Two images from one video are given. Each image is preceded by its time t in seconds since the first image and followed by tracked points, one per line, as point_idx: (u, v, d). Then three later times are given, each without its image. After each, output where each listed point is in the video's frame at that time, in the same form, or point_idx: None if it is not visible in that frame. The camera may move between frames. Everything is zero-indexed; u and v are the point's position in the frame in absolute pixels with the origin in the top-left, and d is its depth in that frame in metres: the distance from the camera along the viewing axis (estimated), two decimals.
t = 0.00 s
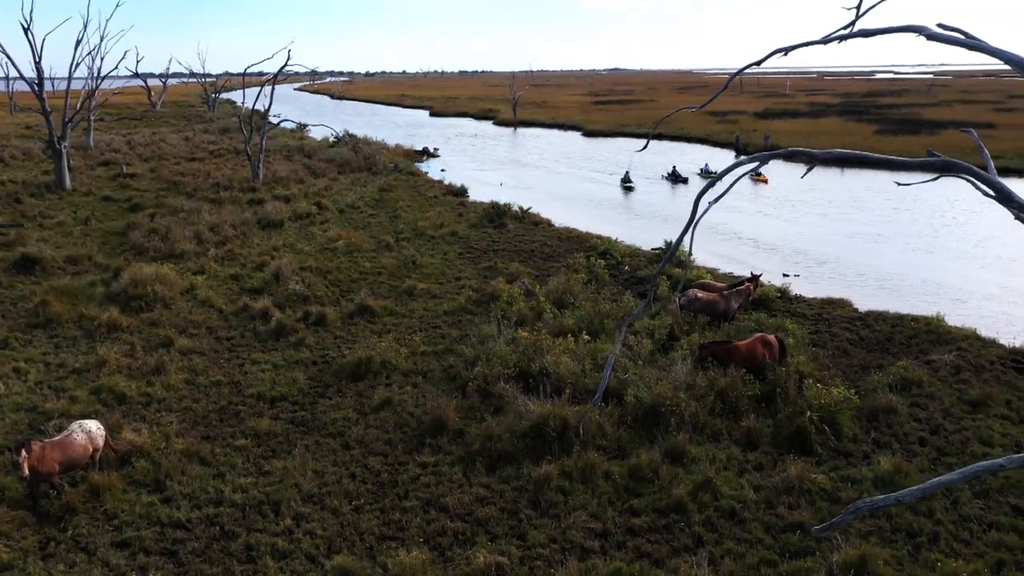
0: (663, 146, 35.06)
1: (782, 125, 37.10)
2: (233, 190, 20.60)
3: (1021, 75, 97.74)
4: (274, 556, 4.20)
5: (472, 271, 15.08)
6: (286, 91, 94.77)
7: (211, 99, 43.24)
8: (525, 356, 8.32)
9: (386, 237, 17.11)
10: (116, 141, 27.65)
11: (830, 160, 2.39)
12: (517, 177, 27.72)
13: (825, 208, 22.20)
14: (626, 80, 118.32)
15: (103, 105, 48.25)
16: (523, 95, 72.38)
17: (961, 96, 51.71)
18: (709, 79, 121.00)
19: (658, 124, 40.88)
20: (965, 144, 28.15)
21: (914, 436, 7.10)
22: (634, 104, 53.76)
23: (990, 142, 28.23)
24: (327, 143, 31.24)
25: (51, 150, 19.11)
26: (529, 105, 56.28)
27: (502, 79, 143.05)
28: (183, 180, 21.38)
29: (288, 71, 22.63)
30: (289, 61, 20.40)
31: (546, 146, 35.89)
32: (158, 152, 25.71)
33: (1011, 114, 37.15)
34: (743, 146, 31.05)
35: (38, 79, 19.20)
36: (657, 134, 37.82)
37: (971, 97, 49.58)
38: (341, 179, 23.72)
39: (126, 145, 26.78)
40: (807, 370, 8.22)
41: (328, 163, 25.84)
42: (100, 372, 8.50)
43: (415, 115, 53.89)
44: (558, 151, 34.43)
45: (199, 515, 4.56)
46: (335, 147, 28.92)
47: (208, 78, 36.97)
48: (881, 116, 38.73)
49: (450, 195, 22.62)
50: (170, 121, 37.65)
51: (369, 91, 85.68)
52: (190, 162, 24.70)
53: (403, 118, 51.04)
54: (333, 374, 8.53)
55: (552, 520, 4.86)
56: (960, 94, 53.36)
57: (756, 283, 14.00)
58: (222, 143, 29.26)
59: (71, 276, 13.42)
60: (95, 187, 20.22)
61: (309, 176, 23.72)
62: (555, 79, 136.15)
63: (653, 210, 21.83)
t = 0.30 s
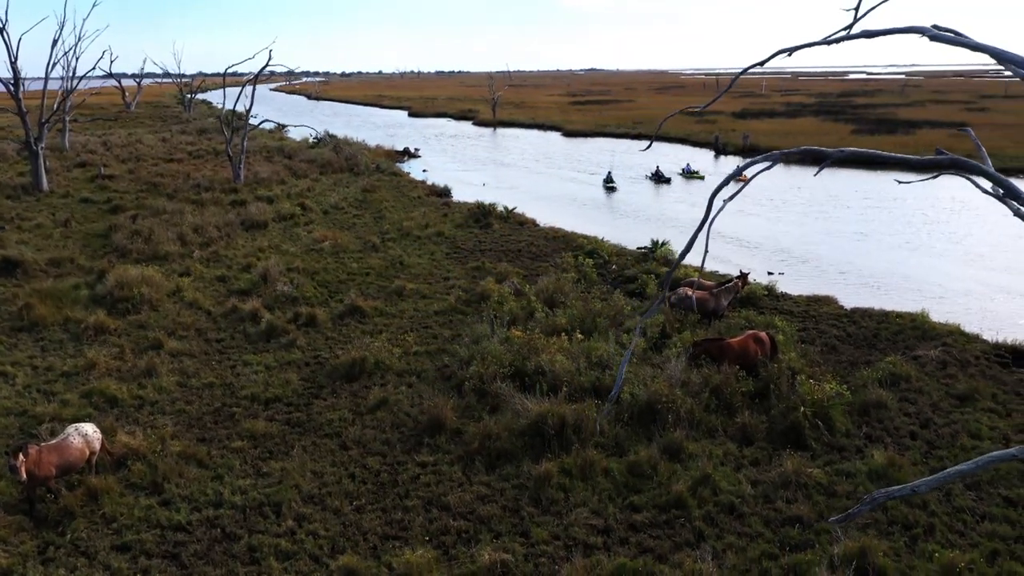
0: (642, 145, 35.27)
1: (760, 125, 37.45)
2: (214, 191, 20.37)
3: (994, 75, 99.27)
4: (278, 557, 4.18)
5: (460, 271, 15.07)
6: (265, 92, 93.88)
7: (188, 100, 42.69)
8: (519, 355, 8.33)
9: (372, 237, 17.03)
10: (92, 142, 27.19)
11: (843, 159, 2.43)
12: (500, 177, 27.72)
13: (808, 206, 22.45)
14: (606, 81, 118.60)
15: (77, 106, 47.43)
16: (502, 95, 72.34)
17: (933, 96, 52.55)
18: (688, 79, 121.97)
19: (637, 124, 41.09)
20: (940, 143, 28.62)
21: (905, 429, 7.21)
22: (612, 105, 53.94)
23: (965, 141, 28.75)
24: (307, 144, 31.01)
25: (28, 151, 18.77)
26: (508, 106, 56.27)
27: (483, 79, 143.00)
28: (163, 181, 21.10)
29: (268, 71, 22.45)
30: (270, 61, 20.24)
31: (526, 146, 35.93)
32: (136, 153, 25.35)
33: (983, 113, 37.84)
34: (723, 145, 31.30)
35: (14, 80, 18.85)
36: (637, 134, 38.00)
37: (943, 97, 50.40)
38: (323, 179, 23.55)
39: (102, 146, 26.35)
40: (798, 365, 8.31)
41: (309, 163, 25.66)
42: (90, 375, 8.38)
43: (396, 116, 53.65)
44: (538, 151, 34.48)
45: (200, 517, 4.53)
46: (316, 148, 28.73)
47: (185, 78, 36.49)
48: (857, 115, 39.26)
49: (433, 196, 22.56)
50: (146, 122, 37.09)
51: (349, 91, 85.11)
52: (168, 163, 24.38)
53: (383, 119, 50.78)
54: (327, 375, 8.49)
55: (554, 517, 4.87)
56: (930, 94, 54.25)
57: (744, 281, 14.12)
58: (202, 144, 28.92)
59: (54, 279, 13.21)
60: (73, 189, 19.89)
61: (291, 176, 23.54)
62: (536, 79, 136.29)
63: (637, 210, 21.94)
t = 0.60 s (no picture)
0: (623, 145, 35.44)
1: (738, 125, 37.81)
2: (195, 192, 20.13)
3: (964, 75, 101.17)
4: (282, 559, 4.17)
5: (448, 271, 15.05)
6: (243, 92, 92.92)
7: (164, 101, 42.08)
8: (514, 354, 8.35)
9: (358, 238, 16.95)
10: (66, 143, 26.72)
11: (852, 157, 2.45)
12: (482, 178, 27.70)
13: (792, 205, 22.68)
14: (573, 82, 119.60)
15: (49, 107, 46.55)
16: (482, 96, 72.20)
17: (906, 96, 53.42)
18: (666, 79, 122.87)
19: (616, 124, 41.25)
20: (916, 142, 29.09)
21: (897, 424, 7.31)
22: (590, 105, 54.12)
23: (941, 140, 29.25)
24: (288, 145, 30.77)
25: (4, 153, 18.43)
26: (487, 106, 56.22)
27: (462, 79, 143.23)
28: (142, 182, 20.81)
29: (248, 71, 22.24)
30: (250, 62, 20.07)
31: (506, 146, 35.96)
32: (113, 154, 24.97)
33: (955, 113, 38.54)
34: (703, 145, 31.57)
35: None
36: (616, 134, 38.14)
37: (914, 97, 51.25)
38: (305, 180, 23.37)
39: (77, 148, 25.90)
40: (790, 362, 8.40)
41: (290, 164, 25.46)
42: (80, 378, 8.27)
43: (373, 117, 53.43)
44: (518, 151, 34.52)
45: (200, 520, 4.50)
46: (296, 149, 28.51)
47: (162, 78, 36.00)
48: (833, 115, 39.79)
49: (417, 196, 22.49)
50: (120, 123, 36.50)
51: (328, 91, 84.50)
52: (146, 164, 24.04)
53: (362, 120, 50.49)
54: (320, 376, 8.44)
55: (556, 514, 4.89)
56: (900, 95, 55.17)
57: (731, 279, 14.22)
58: (180, 145, 28.56)
59: (36, 282, 13.01)
60: (49, 191, 19.55)
61: (272, 177, 23.33)
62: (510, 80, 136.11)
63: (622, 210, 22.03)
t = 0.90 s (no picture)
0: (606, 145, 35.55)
1: (717, 125, 38.15)
2: (176, 194, 19.87)
3: (937, 75, 102.84)
4: (286, 560, 4.16)
5: (436, 271, 15.03)
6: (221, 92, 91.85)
7: (139, 102, 41.47)
8: (509, 354, 8.36)
9: (344, 239, 16.85)
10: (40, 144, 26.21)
11: (862, 156, 2.49)
12: (465, 178, 27.66)
13: (776, 203, 22.91)
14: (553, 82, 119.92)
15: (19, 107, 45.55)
16: (462, 96, 72.04)
17: (879, 96, 54.26)
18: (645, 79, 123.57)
19: (596, 124, 41.37)
20: (892, 141, 29.56)
21: (887, 419, 7.43)
22: (569, 105, 54.25)
23: (917, 138, 29.74)
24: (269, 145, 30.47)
25: None
26: (465, 106, 56.13)
27: (443, 79, 142.94)
28: (121, 183, 20.49)
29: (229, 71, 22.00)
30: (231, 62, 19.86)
31: (486, 146, 35.96)
32: (89, 155, 24.53)
33: (928, 113, 39.20)
34: (682, 145, 31.79)
35: None
36: (596, 134, 38.23)
37: (887, 97, 52.02)
38: (287, 181, 23.16)
39: (51, 149, 25.41)
40: (781, 359, 8.49)
41: (271, 165, 25.22)
42: (69, 382, 8.15)
43: (350, 117, 53.12)
44: (498, 151, 34.57)
45: (201, 522, 4.47)
46: (276, 149, 28.26)
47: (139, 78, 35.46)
48: (809, 115, 40.28)
49: (400, 197, 22.40)
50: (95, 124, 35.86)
51: (308, 91, 83.85)
52: (124, 165, 23.65)
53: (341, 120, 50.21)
54: (314, 377, 8.39)
55: (557, 512, 4.91)
56: (875, 95, 55.91)
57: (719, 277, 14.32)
58: (158, 145, 28.15)
59: (18, 285, 12.78)
60: (26, 193, 19.18)
61: (254, 178, 23.09)
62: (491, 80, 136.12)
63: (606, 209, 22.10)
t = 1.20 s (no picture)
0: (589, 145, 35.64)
1: (695, 125, 38.46)
2: (156, 195, 19.61)
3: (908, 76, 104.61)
4: (290, 561, 4.15)
5: (424, 272, 15.00)
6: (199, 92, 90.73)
7: (114, 102, 40.83)
8: (503, 353, 8.37)
9: (330, 240, 16.75)
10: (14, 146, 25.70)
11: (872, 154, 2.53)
12: (446, 178, 27.60)
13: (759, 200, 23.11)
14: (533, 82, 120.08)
15: None
16: (441, 96, 71.80)
17: (851, 96, 54.93)
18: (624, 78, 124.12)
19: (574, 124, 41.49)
20: (870, 141, 29.98)
21: (877, 414, 7.54)
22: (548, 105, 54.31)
23: (893, 138, 30.19)
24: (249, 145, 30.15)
25: None
26: (444, 107, 55.95)
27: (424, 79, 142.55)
28: (99, 185, 20.16)
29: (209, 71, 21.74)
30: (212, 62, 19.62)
31: (467, 146, 35.92)
32: (65, 157, 24.09)
33: (902, 112, 39.80)
34: (662, 145, 31.96)
35: None
36: (576, 134, 38.29)
37: (861, 96, 52.69)
38: (268, 182, 22.94)
39: (25, 150, 24.92)
40: (772, 356, 8.57)
41: (251, 165, 24.95)
42: (58, 386, 8.03)
43: (327, 117, 52.76)
44: (478, 151, 34.58)
45: (202, 525, 4.44)
46: (256, 150, 27.99)
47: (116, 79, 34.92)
48: (786, 115, 40.71)
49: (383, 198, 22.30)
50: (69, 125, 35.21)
51: (287, 91, 83.11)
52: (102, 167, 23.27)
53: (319, 120, 49.79)
54: (307, 379, 8.33)
55: (559, 509, 4.93)
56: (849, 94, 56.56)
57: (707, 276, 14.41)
58: (135, 147, 27.73)
59: None
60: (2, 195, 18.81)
61: (235, 179, 22.85)
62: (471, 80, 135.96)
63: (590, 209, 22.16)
